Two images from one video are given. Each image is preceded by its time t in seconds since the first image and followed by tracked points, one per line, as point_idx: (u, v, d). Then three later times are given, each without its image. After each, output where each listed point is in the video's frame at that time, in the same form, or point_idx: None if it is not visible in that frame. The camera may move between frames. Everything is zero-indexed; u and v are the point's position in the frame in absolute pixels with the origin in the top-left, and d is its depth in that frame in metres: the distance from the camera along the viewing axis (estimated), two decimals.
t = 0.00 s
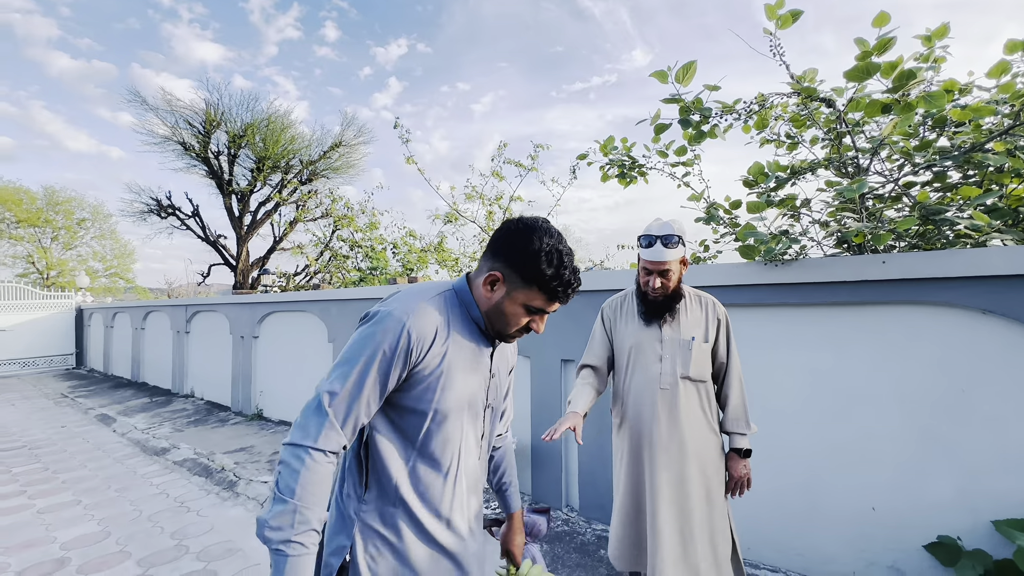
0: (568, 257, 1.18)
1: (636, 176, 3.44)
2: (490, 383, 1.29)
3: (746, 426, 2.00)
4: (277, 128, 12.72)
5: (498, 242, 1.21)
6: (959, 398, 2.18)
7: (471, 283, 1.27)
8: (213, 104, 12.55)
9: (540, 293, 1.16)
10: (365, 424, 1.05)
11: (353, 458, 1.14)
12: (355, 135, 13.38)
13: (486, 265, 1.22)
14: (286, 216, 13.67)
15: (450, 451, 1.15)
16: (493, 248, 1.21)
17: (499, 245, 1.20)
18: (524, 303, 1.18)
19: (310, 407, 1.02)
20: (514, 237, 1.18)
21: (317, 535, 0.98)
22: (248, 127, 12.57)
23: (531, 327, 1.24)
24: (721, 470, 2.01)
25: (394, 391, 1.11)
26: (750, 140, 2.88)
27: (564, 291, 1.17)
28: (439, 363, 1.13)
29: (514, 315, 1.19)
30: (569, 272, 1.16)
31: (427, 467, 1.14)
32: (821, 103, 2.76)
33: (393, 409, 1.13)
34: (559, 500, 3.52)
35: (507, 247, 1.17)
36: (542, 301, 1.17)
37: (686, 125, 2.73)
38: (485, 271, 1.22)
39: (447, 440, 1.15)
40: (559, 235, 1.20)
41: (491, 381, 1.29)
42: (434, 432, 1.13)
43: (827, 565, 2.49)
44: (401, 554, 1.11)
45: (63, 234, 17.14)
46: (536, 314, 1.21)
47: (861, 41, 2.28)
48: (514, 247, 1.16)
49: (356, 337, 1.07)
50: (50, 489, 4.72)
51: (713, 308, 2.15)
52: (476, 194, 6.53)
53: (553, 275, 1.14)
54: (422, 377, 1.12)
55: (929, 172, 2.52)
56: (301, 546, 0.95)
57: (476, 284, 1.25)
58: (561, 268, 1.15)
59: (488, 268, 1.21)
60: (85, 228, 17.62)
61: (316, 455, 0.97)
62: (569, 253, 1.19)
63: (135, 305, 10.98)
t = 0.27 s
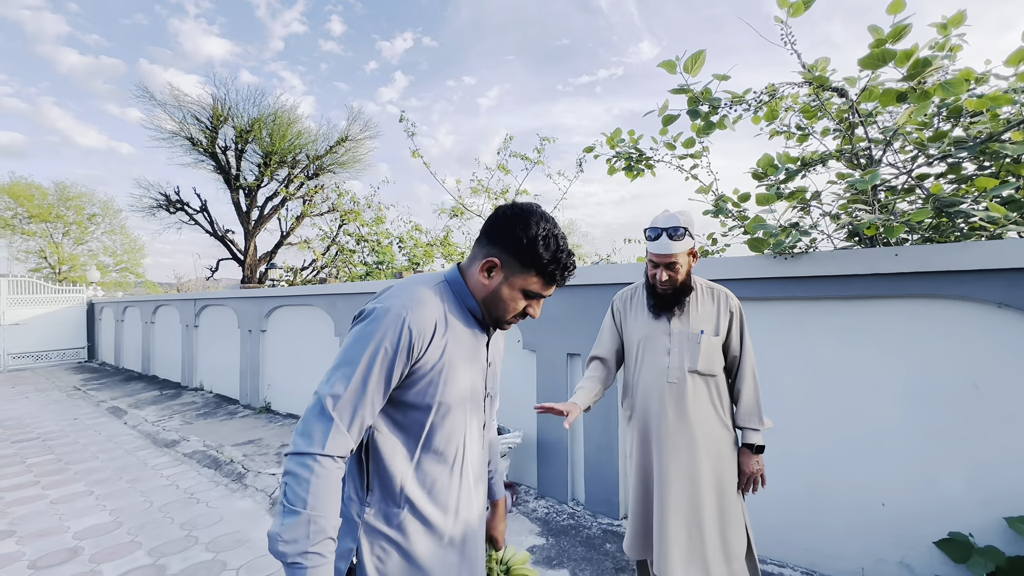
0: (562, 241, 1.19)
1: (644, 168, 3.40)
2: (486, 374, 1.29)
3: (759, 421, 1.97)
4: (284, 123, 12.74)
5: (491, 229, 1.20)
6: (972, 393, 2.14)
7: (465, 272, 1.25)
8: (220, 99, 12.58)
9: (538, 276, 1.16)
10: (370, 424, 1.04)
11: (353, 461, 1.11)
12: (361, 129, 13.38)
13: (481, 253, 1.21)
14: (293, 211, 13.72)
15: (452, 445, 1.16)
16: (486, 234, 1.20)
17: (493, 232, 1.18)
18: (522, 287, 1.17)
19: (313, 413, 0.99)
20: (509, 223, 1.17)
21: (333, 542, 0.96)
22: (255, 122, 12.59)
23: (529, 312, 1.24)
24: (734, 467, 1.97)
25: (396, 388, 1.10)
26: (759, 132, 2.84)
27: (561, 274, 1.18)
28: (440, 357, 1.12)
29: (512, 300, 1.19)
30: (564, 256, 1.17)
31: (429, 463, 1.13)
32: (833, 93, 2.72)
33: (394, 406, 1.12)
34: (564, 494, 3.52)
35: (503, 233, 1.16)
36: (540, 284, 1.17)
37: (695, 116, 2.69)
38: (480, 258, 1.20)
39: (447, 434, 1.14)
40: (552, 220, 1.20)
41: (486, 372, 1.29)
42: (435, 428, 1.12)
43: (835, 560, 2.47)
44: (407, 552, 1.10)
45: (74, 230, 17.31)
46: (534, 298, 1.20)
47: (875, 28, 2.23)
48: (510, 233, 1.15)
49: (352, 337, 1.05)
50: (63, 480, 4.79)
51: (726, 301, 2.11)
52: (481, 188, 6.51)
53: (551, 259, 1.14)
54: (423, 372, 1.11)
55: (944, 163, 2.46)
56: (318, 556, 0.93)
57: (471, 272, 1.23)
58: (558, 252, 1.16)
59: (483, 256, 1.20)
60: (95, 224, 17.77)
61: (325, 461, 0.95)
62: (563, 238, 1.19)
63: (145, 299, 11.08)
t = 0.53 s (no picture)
0: (547, 219, 1.21)
1: (653, 163, 3.36)
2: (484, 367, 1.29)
3: (786, 425, 1.89)
4: (291, 120, 12.76)
5: (472, 214, 1.20)
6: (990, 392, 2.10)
7: (449, 262, 1.25)
8: (228, 96, 12.63)
9: (527, 254, 1.17)
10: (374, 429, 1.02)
11: (358, 471, 1.08)
12: (368, 125, 13.38)
13: (465, 240, 1.21)
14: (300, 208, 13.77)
15: (459, 442, 1.15)
16: (468, 221, 1.20)
17: (478, 216, 1.18)
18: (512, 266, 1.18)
19: (314, 425, 0.97)
20: (490, 205, 1.17)
21: (348, 555, 0.96)
22: (262, 119, 12.63)
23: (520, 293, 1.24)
24: (755, 473, 1.91)
25: (396, 390, 1.08)
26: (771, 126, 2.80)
27: (547, 249, 1.20)
28: (437, 353, 1.11)
29: (505, 283, 1.19)
30: (551, 234, 1.20)
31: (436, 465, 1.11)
32: (847, 86, 2.66)
33: (396, 408, 1.09)
34: (572, 491, 3.51)
35: (490, 216, 1.16)
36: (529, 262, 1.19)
37: (706, 110, 2.65)
38: (467, 243, 1.20)
39: (453, 435, 1.14)
40: (535, 199, 1.22)
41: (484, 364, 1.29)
42: (439, 430, 1.11)
43: (846, 560, 2.45)
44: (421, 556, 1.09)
45: (86, 227, 17.49)
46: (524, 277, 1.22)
47: (892, 19, 2.18)
48: (493, 215, 1.16)
49: (344, 344, 1.03)
50: (76, 473, 4.85)
51: (755, 298, 2.04)
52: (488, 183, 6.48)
53: (536, 236, 1.17)
54: (422, 371, 1.09)
55: (961, 157, 2.41)
56: (335, 572, 0.92)
57: (457, 261, 1.23)
58: (543, 228, 1.19)
59: (468, 242, 1.20)
60: (106, 220, 17.94)
61: (332, 473, 0.94)
62: (547, 216, 1.22)
63: (155, 295, 11.18)
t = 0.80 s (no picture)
0: (501, 181, 1.24)
1: (656, 163, 3.36)
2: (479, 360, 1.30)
3: (812, 432, 1.79)
4: (294, 120, 12.79)
5: (434, 202, 1.27)
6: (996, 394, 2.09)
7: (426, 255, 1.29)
8: (231, 96, 12.67)
9: (489, 214, 1.19)
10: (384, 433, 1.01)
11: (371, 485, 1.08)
12: (371, 126, 13.40)
13: (432, 226, 1.26)
14: (303, 207, 13.79)
15: (462, 437, 1.16)
16: (432, 209, 1.27)
17: (436, 202, 1.24)
18: (479, 230, 1.20)
19: (325, 438, 0.96)
20: (447, 184, 1.24)
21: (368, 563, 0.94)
22: (265, 119, 12.65)
23: (498, 260, 1.24)
24: (776, 480, 1.83)
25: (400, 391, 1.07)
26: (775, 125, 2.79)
27: (509, 206, 1.22)
28: (437, 351, 1.11)
29: (477, 249, 1.21)
30: (509, 192, 1.23)
31: (442, 464, 1.12)
32: (852, 86, 2.66)
33: (400, 409, 1.08)
34: (575, 491, 3.50)
35: (443, 196, 1.22)
36: (494, 222, 1.20)
37: (710, 110, 2.65)
38: (433, 231, 1.26)
39: (454, 433, 1.14)
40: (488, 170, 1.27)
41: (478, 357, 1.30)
42: (441, 429, 1.11)
43: (850, 561, 2.44)
44: (433, 554, 1.09)
45: (89, 226, 17.55)
46: (495, 241, 1.22)
47: (898, 18, 2.18)
48: (448, 190, 1.22)
49: (343, 352, 1.01)
50: (80, 472, 4.86)
51: (784, 298, 1.95)
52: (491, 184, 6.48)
53: (494, 194, 1.19)
54: (424, 370, 1.09)
55: (967, 157, 2.40)
56: None
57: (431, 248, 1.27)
58: (499, 188, 1.22)
59: (434, 225, 1.25)
60: (110, 220, 18.00)
61: (351, 483, 0.93)
62: (501, 179, 1.25)
63: (158, 294, 11.21)
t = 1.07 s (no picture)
0: (470, 184, 1.26)
1: (651, 169, 3.37)
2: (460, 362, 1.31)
3: (822, 445, 1.73)
4: (291, 123, 12.78)
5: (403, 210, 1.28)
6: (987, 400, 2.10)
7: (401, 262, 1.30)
8: (228, 99, 12.66)
9: (462, 216, 1.21)
10: (378, 441, 1.00)
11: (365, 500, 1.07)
12: (368, 129, 13.40)
13: (405, 233, 1.27)
14: (300, 210, 13.77)
15: (450, 441, 1.16)
16: (403, 216, 1.28)
17: (406, 211, 1.25)
18: (454, 233, 1.22)
19: (323, 451, 0.94)
20: (415, 191, 1.25)
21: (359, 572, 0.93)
22: (262, 122, 12.65)
23: (474, 261, 1.26)
24: (782, 491, 1.79)
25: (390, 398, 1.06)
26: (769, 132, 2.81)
27: (480, 206, 1.24)
28: (422, 356, 1.11)
29: (453, 251, 1.23)
30: (478, 192, 1.25)
31: (431, 469, 1.12)
32: (844, 94, 2.68)
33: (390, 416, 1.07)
34: (569, 497, 3.49)
35: (414, 203, 1.23)
36: (467, 224, 1.23)
37: (704, 117, 2.66)
38: (406, 239, 1.27)
39: (441, 437, 1.14)
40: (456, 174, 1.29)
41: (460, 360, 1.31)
42: (429, 434, 1.11)
43: (843, 567, 2.44)
44: (426, 560, 1.09)
45: (84, 228, 17.46)
46: (469, 242, 1.25)
47: (889, 28, 2.20)
48: (417, 197, 1.23)
49: (332, 361, 1.00)
50: (70, 476, 4.81)
51: (796, 305, 1.88)
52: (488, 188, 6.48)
53: (464, 196, 1.22)
54: (412, 376, 1.09)
55: (958, 165, 2.42)
56: None
57: (405, 255, 1.28)
58: (468, 189, 1.24)
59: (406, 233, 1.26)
60: (105, 222, 17.91)
61: (355, 493, 0.91)
62: (469, 181, 1.27)
63: (153, 297, 11.14)
